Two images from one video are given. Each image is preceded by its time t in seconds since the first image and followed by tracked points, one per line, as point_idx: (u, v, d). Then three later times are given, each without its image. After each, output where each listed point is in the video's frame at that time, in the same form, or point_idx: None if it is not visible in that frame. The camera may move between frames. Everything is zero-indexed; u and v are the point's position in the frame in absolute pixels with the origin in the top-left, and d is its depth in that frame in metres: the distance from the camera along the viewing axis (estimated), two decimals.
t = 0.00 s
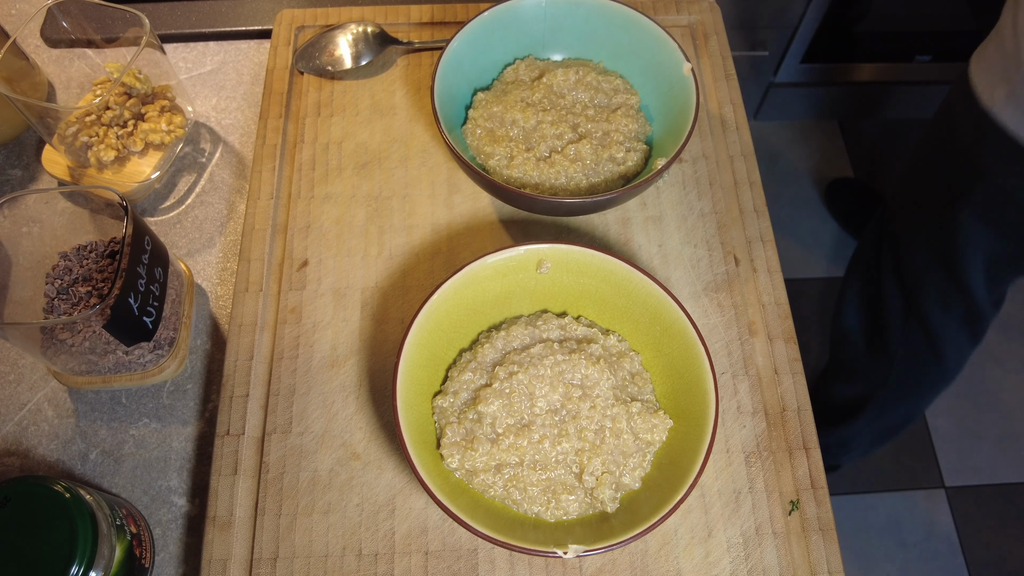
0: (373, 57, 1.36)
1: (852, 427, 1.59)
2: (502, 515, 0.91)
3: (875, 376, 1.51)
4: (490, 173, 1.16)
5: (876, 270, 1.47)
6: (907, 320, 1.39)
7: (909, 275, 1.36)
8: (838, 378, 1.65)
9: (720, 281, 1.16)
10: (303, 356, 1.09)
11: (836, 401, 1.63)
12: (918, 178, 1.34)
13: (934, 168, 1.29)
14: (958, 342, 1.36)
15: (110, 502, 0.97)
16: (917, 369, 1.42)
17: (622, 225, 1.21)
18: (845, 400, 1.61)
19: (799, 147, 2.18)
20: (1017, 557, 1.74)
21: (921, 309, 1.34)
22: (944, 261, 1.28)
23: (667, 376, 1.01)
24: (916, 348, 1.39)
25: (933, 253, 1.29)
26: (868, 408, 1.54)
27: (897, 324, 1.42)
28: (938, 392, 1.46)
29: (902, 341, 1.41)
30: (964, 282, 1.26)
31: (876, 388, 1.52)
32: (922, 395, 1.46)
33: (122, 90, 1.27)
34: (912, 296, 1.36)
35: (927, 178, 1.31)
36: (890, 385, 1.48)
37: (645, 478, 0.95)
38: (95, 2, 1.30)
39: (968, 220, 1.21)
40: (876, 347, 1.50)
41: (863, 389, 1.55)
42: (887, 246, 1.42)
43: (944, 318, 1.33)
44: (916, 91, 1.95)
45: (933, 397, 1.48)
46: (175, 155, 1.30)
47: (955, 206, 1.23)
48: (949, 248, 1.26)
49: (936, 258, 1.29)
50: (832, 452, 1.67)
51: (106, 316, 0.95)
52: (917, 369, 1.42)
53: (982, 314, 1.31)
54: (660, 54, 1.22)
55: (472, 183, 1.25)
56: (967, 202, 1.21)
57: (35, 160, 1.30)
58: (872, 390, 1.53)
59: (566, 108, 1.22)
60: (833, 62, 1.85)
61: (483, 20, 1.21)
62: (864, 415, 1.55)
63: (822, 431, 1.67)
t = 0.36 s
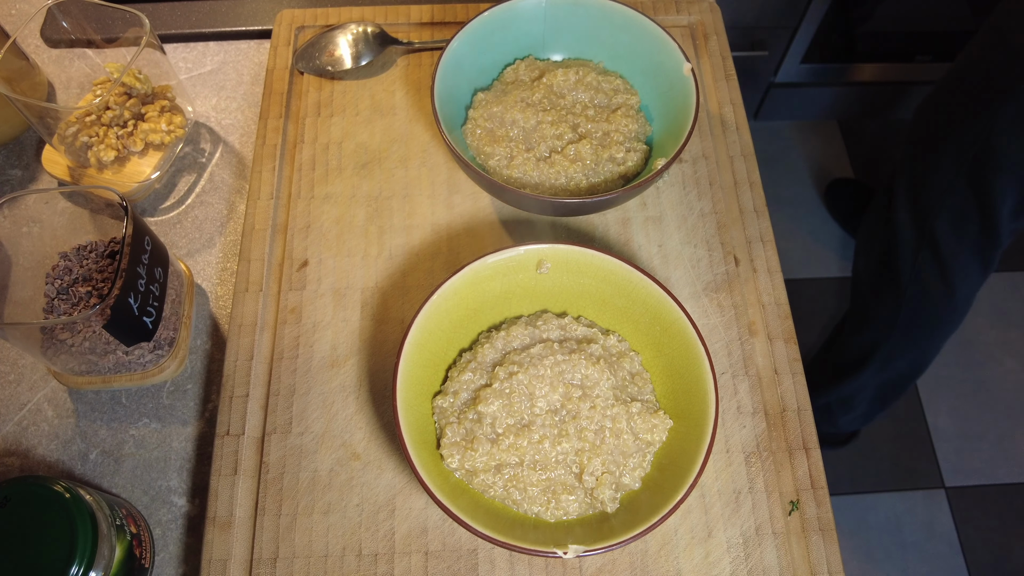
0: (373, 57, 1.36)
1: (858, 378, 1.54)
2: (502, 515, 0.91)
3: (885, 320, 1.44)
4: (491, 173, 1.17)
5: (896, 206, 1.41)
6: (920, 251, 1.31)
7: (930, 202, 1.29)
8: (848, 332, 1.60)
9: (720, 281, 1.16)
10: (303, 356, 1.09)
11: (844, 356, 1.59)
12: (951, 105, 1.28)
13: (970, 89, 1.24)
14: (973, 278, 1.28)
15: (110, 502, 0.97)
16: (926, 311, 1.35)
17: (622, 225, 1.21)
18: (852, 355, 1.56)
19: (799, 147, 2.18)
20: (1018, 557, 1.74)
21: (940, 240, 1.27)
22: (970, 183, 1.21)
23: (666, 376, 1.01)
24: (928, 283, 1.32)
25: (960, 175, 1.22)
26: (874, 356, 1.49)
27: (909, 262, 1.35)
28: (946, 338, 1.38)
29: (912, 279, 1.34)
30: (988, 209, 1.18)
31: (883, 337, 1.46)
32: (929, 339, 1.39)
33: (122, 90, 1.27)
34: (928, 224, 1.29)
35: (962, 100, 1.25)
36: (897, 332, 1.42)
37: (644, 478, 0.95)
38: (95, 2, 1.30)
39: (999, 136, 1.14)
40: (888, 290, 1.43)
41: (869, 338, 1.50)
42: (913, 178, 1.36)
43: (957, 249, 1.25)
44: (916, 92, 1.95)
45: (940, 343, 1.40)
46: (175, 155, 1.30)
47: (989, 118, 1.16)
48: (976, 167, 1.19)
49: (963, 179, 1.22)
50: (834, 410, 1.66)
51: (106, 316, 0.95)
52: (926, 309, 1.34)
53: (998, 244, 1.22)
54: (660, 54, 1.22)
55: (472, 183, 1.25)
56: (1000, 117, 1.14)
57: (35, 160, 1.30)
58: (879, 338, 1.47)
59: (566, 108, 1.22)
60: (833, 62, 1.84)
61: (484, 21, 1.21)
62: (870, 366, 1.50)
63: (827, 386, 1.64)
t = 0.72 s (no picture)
0: (373, 57, 1.36)
1: (854, 358, 1.54)
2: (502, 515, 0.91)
3: (882, 299, 1.43)
4: (490, 173, 1.17)
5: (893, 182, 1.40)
6: (917, 229, 1.30)
7: (927, 176, 1.28)
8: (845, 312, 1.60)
9: (720, 281, 1.16)
10: (303, 356, 1.09)
11: (841, 338, 1.59)
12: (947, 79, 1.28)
13: (968, 62, 1.23)
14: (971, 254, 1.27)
15: (110, 502, 0.97)
16: (923, 287, 1.34)
17: (622, 225, 1.21)
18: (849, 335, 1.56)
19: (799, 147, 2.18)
20: (1018, 558, 1.73)
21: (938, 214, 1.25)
22: (969, 156, 1.20)
23: (666, 375, 1.01)
24: (925, 260, 1.31)
25: (959, 147, 1.22)
26: (870, 336, 1.48)
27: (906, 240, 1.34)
28: (942, 316, 1.37)
29: (910, 255, 1.33)
30: (985, 182, 1.18)
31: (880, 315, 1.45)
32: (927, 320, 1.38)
33: (122, 90, 1.27)
34: (926, 198, 1.28)
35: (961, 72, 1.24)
36: (894, 312, 1.41)
37: (644, 478, 0.95)
38: (95, 2, 1.30)
39: (1000, 108, 1.13)
40: (883, 268, 1.42)
41: (866, 318, 1.49)
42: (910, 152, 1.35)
43: (957, 225, 1.24)
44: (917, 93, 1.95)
45: (936, 322, 1.39)
46: (175, 155, 1.30)
47: (988, 88, 1.16)
48: (975, 138, 1.18)
49: (962, 150, 1.21)
50: (828, 396, 1.68)
51: (106, 316, 0.95)
52: (923, 287, 1.33)
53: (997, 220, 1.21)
54: (660, 54, 1.22)
55: (472, 183, 1.25)
56: (1000, 89, 1.13)
57: (35, 160, 1.30)
58: (876, 318, 1.46)
59: (566, 108, 1.22)
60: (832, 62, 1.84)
61: (484, 21, 1.21)
62: (866, 345, 1.50)
63: (823, 369, 1.65)
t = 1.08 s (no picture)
0: (373, 57, 1.36)
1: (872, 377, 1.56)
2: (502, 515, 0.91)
3: (909, 327, 1.44)
4: (491, 173, 1.17)
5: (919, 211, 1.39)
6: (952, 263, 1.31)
7: (962, 215, 1.27)
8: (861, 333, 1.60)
9: (720, 281, 1.16)
10: (303, 356, 1.09)
11: (857, 359, 1.59)
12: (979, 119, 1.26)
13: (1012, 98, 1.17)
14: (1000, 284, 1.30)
15: (110, 502, 0.97)
16: (951, 317, 1.36)
17: (622, 225, 1.21)
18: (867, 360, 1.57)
19: (800, 147, 2.18)
20: (1018, 557, 1.73)
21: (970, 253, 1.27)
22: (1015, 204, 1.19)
23: (666, 375, 1.01)
24: (957, 292, 1.33)
25: (1001, 190, 1.20)
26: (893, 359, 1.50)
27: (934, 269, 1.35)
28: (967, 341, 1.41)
29: (941, 288, 1.34)
30: None
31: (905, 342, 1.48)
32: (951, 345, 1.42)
33: (122, 90, 1.27)
34: (958, 233, 1.28)
35: (991, 104, 1.23)
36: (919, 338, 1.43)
37: (645, 478, 0.95)
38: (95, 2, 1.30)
39: None
40: (906, 292, 1.43)
41: (886, 340, 1.50)
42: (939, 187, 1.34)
43: (992, 264, 1.26)
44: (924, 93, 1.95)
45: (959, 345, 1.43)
46: (175, 155, 1.29)
47: None
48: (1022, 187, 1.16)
49: (1000, 194, 1.20)
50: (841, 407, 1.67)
51: (106, 316, 0.95)
52: (953, 318, 1.36)
53: None
54: (660, 54, 1.22)
55: (472, 183, 1.24)
56: None
57: (35, 160, 1.30)
58: (899, 342, 1.48)
59: (566, 108, 1.23)
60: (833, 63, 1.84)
61: (484, 21, 1.21)
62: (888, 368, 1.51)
63: (836, 381, 1.64)
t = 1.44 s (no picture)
0: (373, 57, 1.36)
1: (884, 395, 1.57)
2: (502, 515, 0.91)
3: (925, 354, 1.43)
4: (491, 173, 1.17)
5: (934, 236, 1.33)
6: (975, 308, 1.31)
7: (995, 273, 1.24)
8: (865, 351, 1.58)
9: (720, 281, 1.16)
10: (303, 356, 1.09)
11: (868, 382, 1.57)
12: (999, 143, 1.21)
13: None
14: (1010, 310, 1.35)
15: (110, 502, 0.97)
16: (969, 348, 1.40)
17: (622, 225, 1.21)
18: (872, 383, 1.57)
19: (800, 147, 2.18)
20: (1019, 557, 1.73)
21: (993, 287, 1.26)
22: None
23: (666, 375, 1.01)
24: (977, 327, 1.34)
25: None
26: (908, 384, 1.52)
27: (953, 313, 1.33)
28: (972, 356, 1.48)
29: (963, 327, 1.34)
30: None
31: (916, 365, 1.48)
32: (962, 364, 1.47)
33: (122, 90, 1.27)
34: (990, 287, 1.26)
35: None
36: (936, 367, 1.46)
37: (645, 478, 0.95)
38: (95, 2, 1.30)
39: None
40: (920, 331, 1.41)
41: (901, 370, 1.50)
42: (954, 211, 1.28)
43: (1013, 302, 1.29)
44: (923, 91, 1.94)
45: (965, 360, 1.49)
46: (175, 155, 1.29)
47: None
48: None
49: None
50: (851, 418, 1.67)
51: (106, 317, 0.95)
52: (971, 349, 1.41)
53: None
54: (660, 54, 1.22)
55: (472, 183, 1.25)
56: None
57: (35, 160, 1.30)
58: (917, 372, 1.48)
59: (566, 108, 1.23)
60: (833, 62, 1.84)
61: (484, 21, 1.21)
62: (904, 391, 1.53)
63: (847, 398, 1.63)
